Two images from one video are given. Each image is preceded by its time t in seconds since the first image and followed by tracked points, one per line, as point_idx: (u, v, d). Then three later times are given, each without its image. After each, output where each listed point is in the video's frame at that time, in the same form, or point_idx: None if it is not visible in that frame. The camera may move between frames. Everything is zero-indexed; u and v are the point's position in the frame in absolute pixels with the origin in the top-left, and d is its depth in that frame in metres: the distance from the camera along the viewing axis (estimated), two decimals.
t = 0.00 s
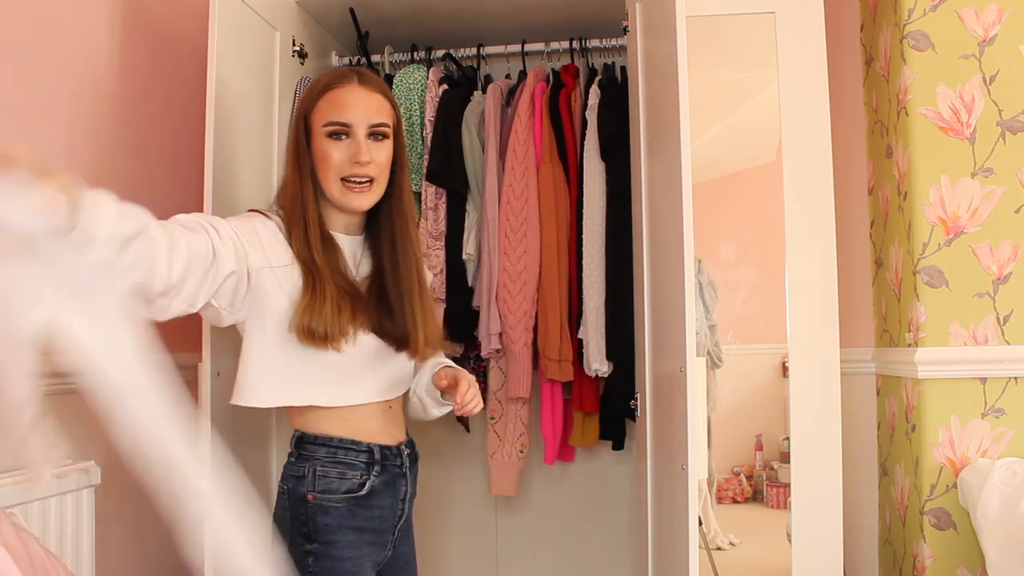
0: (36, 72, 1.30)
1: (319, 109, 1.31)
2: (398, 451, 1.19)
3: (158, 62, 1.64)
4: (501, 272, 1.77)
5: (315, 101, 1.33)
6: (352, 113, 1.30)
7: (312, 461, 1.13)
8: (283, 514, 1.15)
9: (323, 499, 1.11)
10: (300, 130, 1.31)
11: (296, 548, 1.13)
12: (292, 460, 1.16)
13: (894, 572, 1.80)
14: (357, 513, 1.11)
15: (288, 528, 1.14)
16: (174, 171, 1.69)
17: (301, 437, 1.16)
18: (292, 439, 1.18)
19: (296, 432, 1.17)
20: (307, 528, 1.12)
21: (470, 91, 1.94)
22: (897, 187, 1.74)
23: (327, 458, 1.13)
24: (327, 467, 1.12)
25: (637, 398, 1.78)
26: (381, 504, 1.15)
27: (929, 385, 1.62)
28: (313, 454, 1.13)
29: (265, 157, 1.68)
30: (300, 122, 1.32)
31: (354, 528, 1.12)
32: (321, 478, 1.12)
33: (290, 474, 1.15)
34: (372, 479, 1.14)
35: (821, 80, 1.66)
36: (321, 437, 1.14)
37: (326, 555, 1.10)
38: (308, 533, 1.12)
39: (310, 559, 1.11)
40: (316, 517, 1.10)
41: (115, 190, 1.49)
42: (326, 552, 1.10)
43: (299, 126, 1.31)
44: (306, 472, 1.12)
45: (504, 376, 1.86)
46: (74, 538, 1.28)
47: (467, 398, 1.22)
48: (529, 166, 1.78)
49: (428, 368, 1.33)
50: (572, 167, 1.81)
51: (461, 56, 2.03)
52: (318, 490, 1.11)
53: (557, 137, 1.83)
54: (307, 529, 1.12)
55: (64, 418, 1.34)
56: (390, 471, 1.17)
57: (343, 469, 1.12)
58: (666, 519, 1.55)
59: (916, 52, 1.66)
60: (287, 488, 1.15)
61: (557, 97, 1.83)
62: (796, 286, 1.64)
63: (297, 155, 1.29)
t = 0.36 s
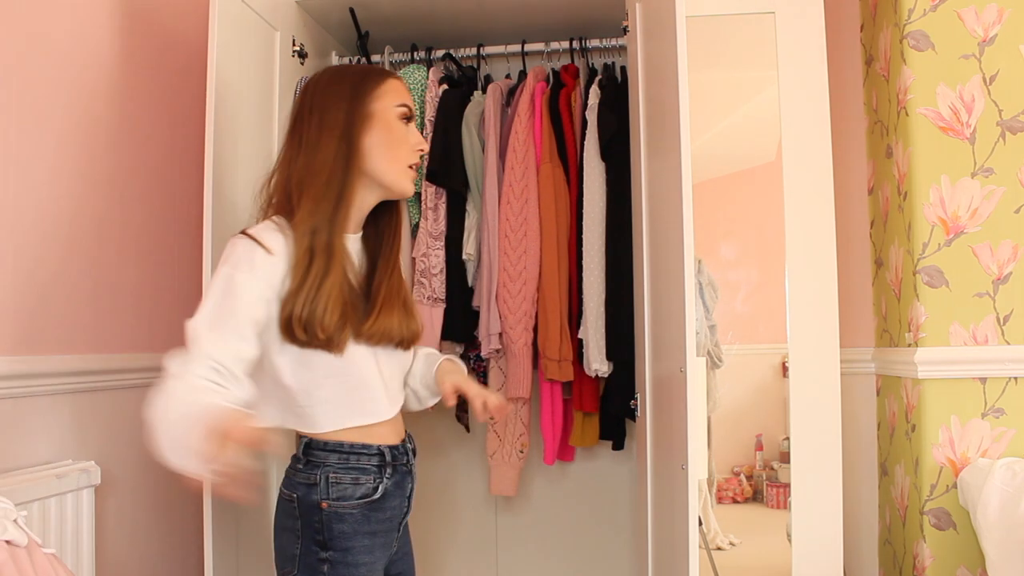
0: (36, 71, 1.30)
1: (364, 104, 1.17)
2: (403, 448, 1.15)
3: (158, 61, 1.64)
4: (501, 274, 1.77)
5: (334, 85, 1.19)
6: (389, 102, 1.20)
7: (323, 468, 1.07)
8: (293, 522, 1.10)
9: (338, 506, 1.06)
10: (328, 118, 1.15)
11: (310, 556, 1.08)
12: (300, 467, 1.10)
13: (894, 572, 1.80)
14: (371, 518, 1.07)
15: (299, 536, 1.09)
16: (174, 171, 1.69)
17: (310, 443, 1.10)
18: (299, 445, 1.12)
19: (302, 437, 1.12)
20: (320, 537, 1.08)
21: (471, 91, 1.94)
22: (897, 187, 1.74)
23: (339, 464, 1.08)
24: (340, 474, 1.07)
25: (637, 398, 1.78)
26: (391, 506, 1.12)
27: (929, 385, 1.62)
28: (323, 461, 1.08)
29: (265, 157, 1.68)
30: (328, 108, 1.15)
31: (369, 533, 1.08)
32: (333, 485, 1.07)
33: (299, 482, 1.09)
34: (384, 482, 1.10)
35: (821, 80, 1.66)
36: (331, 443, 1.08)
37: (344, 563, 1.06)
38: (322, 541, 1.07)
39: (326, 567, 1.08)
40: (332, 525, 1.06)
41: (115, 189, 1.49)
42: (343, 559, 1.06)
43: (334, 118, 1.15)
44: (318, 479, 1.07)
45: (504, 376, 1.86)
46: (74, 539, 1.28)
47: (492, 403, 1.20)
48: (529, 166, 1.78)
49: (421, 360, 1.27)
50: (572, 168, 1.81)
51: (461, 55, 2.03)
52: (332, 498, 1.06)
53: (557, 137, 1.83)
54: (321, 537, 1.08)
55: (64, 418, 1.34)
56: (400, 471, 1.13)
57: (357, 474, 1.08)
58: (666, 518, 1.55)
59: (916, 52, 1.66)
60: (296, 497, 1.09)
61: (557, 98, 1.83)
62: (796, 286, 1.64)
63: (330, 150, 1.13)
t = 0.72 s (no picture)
0: (36, 70, 1.30)
1: (399, 97, 1.10)
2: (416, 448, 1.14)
3: (158, 61, 1.64)
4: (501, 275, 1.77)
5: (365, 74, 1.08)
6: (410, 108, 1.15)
7: (366, 470, 1.03)
8: (326, 529, 1.03)
9: (383, 508, 1.03)
10: (381, 111, 1.06)
11: (348, 562, 1.03)
12: (336, 470, 1.03)
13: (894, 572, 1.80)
14: (404, 518, 1.06)
15: (333, 543, 1.03)
16: (174, 171, 1.68)
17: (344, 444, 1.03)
18: (324, 450, 1.03)
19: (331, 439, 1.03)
20: (360, 539, 1.03)
21: (470, 91, 1.94)
22: (897, 187, 1.74)
23: (379, 465, 1.04)
24: (383, 475, 1.03)
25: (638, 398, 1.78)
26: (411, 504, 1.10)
27: (929, 385, 1.62)
28: (363, 463, 1.03)
29: (265, 157, 1.68)
30: (374, 99, 1.06)
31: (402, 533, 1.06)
32: (378, 487, 1.03)
33: (335, 486, 1.03)
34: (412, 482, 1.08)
35: (821, 80, 1.66)
36: (369, 445, 1.03)
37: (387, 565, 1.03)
38: (363, 546, 1.03)
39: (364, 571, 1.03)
40: (378, 528, 1.02)
41: (115, 189, 1.49)
42: (383, 562, 1.03)
43: (392, 112, 1.07)
44: (361, 482, 1.02)
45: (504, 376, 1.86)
46: (74, 539, 1.28)
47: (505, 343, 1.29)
48: (529, 166, 1.78)
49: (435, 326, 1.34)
50: (572, 168, 1.81)
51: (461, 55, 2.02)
52: (378, 501, 1.03)
53: (557, 136, 1.83)
54: (360, 540, 1.03)
55: (64, 418, 1.34)
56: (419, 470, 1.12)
57: (397, 475, 1.04)
58: (666, 518, 1.55)
59: (916, 52, 1.66)
60: (334, 502, 1.03)
61: (557, 98, 1.83)
62: (796, 286, 1.64)
63: (393, 142, 1.06)
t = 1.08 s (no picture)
0: (36, 70, 1.30)
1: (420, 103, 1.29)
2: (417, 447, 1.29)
3: (158, 61, 1.64)
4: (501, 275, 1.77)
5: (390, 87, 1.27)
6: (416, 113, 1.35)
7: (409, 465, 1.17)
8: (373, 523, 1.14)
9: (423, 500, 1.18)
10: (411, 119, 1.26)
11: (392, 552, 1.15)
12: (383, 466, 1.16)
13: (894, 572, 1.80)
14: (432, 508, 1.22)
15: (378, 537, 1.14)
16: (175, 171, 1.69)
17: (389, 442, 1.16)
18: (368, 448, 1.16)
19: (378, 438, 1.16)
20: (405, 531, 1.16)
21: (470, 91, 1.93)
22: (897, 187, 1.74)
23: (418, 460, 1.19)
24: (422, 469, 1.19)
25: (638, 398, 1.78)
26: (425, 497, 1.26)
27: (929, 385, 1.62)
28: (406, 458, 1.17)
29: (265, 157, 1.68)
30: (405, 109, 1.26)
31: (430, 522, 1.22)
32: (420, 480, 1.18)
33: (383, 481, 1.15)
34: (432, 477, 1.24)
35: (821, 80, 1.66)
36: (408, 440, 1.18)
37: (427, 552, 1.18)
38: (407, 536, 1.16)
39: (407, 560, 1.16)
40: (422, 518, 1.17)
41: (115, 189, 1.49)
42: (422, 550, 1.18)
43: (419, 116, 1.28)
44: (407, 476, 1.16)
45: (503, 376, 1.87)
46: (75, 539, 1.29)
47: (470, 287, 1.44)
48: (529, 166, 1.78)
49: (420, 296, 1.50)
50: (572, 167, 1.81)
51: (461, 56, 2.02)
52: (421, 493, 1.18)
53: (557, 136, 1.82)
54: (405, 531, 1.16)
55: (64, 418, 1.34)
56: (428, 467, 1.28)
57: (431, 469, 1.21)
58: (666, 518, 1.55)
59: (916, 52, 1.66)
60: (383, 496, 1.15)
61: (557, 98, 1.83)
62: (796, 286, 1.64)
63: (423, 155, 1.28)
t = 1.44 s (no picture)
0: (36, 70, 1.30)
1: (412, 99, 1.40)
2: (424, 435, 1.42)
3: (158, 61, 1.64)
4: (504, 275, 1.76)
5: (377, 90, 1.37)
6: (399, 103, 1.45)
7: (431, 453, 1.30)
8: (399, 507, 1.26)
9: (443, 486, 1.31)
10: (407, 119, 1.37)
11: (416, 535, 1.27)
12: (408, 454, 1.27)
13: (894, 572, 1.80)
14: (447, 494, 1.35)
15: (404, 521, 1.26)
16: (175, 170, 1.69)
17: (414, 431, 1.28)
18: (392, 437, 1.27)
19: (404, 428, 1.27)
20: (426, 515, 1.29)
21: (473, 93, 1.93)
22: (897, 187, 1.74)
23: (437, 449, 1.31)
24: (443, 457, 1.32)
25: (637, 398, 1.78)
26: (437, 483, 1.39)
27: (929, 385, 1.62)
28: (428, 447, 1.29)
29: (266, 157, 1.68)
30: (398, 109, 1.36)
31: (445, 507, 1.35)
32: (440, 468, 1.31)
33: (408, 468, 1.27)
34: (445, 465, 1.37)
35: (820, 80, 1.66)
36: (428, 429, 1.30)
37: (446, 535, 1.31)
38: (429, 520, 1.29)
39: (428, 543, 1.29)
40: (442, 503, 1.30)
41: (116, 189, 1.49)
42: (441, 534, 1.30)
43: (412, 112, 1.39)
44: (429, 463, 1.29)
45: (506, 376, 1.87)
46: (75, 537, 1.31)
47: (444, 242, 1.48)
48: (531, 165, 1.79)
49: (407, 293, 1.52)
50: (572, 166, 1.82)
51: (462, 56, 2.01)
52: (441, 479, 1.31)
53: (558, 136, 1.83)
54: (427, 516, 1.29)
55: (64, 418, 1.34)
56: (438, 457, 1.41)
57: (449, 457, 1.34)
58: (666, 518, 1.55)
59: (916, 52, 1.66)
60: (409, 482, 1.27)
61: (557, 97, 1.83)
62: (796, 286, 1.64)
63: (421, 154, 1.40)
